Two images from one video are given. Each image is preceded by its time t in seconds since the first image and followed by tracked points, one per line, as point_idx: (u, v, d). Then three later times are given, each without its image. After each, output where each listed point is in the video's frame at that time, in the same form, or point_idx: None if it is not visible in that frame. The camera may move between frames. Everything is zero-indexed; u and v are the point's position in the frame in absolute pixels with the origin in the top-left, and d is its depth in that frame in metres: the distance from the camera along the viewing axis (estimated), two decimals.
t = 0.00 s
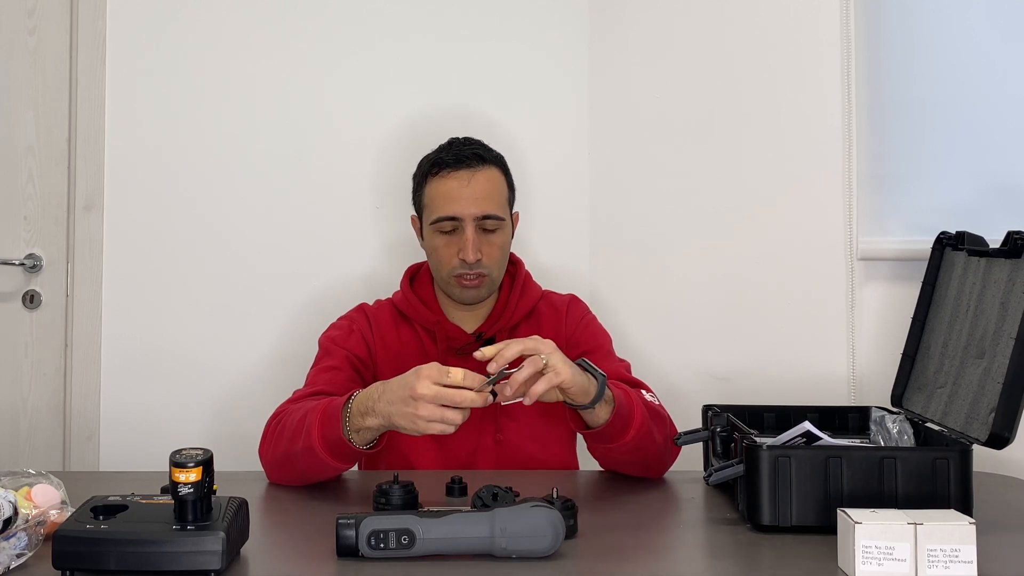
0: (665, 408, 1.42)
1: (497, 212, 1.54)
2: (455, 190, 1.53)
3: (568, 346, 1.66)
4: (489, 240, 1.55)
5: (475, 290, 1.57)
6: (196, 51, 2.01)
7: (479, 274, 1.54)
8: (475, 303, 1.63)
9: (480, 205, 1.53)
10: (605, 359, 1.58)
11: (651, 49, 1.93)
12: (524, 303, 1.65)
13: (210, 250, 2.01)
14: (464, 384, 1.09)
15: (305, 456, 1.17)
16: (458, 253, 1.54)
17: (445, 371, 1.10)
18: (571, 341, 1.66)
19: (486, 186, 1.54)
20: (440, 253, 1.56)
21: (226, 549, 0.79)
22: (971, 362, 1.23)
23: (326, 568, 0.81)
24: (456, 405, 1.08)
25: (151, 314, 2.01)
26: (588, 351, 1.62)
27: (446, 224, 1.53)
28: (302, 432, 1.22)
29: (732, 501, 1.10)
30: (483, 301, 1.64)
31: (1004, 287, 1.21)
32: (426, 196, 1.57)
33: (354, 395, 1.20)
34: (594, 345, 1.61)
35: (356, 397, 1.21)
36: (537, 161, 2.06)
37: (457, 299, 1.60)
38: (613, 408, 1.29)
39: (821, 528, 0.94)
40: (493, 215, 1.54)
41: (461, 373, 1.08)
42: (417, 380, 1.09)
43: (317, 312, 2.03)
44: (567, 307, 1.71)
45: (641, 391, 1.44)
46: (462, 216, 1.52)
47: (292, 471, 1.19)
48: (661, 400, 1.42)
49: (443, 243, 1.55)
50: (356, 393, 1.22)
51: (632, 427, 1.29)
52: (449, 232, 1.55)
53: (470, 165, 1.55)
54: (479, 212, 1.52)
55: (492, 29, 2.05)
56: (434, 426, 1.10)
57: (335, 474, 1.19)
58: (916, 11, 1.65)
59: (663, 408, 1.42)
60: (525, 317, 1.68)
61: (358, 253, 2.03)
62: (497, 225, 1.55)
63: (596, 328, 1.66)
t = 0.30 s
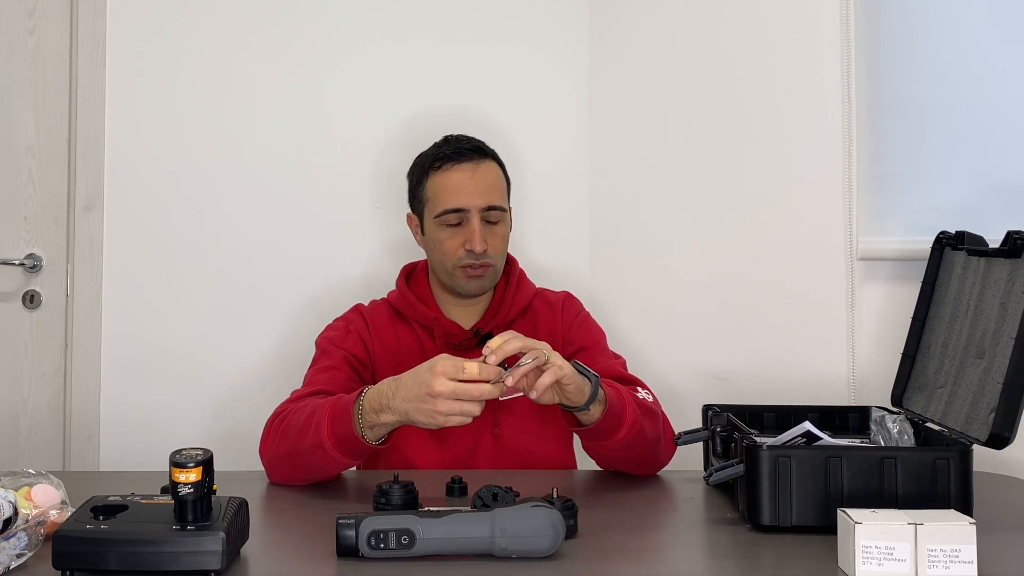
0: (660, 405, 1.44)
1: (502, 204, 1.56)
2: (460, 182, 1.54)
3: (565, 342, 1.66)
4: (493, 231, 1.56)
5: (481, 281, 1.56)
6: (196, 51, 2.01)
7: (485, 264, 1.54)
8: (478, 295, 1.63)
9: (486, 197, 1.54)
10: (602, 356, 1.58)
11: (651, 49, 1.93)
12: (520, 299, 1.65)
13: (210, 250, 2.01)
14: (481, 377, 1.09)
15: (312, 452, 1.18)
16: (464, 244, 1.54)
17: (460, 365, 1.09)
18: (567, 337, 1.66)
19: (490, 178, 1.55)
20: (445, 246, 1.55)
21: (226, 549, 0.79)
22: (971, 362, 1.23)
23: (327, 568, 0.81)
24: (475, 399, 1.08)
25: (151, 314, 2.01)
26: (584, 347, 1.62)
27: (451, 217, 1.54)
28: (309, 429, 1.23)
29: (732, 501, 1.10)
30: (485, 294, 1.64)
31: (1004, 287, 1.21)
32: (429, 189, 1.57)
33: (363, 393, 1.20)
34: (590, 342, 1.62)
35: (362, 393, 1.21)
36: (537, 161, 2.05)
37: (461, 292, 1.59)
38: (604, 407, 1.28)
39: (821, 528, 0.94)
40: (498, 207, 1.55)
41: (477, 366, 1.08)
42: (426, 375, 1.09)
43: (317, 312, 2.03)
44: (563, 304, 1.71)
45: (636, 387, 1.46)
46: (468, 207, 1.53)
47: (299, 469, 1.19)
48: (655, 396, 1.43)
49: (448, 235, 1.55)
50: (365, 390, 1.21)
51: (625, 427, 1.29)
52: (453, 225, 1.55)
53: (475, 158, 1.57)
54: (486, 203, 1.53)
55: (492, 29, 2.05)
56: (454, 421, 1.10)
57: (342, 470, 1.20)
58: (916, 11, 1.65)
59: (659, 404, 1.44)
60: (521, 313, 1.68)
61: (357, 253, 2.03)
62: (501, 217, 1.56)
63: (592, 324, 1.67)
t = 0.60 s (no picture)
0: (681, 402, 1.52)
1: (528, 201, 1.59)
2: (495, 172, 1.55)
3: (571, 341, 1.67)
4: (518, 227, 1.58)
5: (501, 276, 1.57)
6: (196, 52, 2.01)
7: (510, 258, 1.55)
8: (489, 292, 1.62)
9: (517, 191, 1.56)
10: (614, 359, 1.61)
11: (651, 49, 1.93)
12: (526, 294, 1.66)
13: (210, 250, 2.01)
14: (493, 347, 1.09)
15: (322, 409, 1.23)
16: (492, 236, 1.54)
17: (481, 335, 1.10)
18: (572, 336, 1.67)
19: (521, 174, 1.58)
20: (472, 235, 1.55)
21: (226, 549, 0.79)
22: (971, 362, 1.23)
23: (326, 568, 0.81)
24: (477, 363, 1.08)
25: (151, 314, 2.01)
26: (595, 350, 1.64)
27: (481, 207, 1.54)
28: (319, 388, 1.27)
29: (732, 501, 1.10)
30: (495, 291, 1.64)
31: (1004, 287, 1.21)
32: (460, 178, 1.57)
33: (384, 356, 1.21)
34: (602, 345, 1.64)
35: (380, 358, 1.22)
36: (536, 161, 2.05)
37: (477, 286, 1.58)
38: (614, 417, 1.33)
39: (821, 528, 0.94)
40: (526, 203, 1.58)
41: (494, 333, 1.09)
42: (461, 355, 1.08)
43: (317, 312, 2.03)
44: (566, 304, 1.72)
45: (657, 389, 1.53)
46: (500, 199, 1.54)
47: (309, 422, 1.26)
48: (676, 396, 1.50)
49: (475, 226, 1.55)
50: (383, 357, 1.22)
51: (640, 430, 1.35)
52: (481, 216, 1.55)
53: (508, 152, 1.59)
54: (517, 197, 1.56)
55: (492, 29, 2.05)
56: (454, 388, 1.09)
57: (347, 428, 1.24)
58: (915, 11, 1.65)
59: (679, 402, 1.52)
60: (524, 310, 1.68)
61: (357, 253, 2.03)
62: (525, 214, 1.60)
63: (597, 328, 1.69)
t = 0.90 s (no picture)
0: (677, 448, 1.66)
1: (565, 209, 1.61)
2: (538, 178, 1.56)
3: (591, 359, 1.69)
4: (554, 234, 1.60)
5: (533, 281, 1.58)
6: (196, 52, 2.01)
7: (543, 264, 1.57)
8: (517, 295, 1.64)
9: (557, 199, 1.58)
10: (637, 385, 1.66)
11: (650, 50, 1.94)
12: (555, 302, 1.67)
13: (210, 250, 2.01)
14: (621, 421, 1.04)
15: (421, 384, 1.11)
16: (528, 241, 1.55)
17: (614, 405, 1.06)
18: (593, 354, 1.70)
19: (562, 183, 1.60)
20: (508, 239, 1.56)
21: (226, 549, 0.79)
22: (971, 362, 1.23)
23: (326, 568, 0.81)
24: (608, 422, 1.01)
25: (152, 314, 2.01)
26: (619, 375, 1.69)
27: (520, 211, 1.55)
28: (422, 366, 1.14)
29: (732, 501, 1.10)
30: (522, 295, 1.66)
31: (1004, 287, 1.21)
32: (501, 181, 1.57)
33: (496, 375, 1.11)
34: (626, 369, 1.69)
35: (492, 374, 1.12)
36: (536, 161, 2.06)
37: (507, 289, 1.59)
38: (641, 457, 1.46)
39: (821, 528, 0.94)
40: (563, 212, 1.60)
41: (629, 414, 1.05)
42: (591, 407, 1.02)
43: (317, 312, 2.03)
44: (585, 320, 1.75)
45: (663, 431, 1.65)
46: (541, 206, 1.55)
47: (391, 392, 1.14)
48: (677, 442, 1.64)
49: (513, 229, 1.56)
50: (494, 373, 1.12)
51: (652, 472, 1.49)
52: (519, 220, 1.56)
53: (550, 159, 1.60)
54: (557, 205, 1.58)
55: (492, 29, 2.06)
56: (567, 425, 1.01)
57: (415, 415, 1.11)
58: (916, 11, 1.65)
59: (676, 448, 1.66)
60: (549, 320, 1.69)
61: (357, 254, 2.03)
62: (561, 222, 1.61)
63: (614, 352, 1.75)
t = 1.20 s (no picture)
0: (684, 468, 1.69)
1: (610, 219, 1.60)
2: (586, 186, 1.55)
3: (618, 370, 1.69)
4: (596, 242, 1.59)
5: (571, 288, 1.58)
6: (196, 52, 2.01)
7: (584, 272, 1.57)
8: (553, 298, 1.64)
9: (603, 208, 1.57)
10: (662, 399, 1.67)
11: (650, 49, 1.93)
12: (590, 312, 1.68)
13: (209, 250, 2.01)
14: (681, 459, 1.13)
15: (487, 397, 1.09)
16: (571, 247, 1.55)
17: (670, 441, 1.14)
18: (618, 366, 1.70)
19: (610, 192, 1.59)
20: (552, 243, 1.55)
21: (226, 549, 0.79)
22: (971, 362, 1.23)
23: (326, 568, 0.81)
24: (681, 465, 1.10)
25: (152, 314, 2.01)
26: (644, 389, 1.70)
27: (566, 217, 1.55)
28: (499, 381, 1.12)
29: (731, 501, 1.10)
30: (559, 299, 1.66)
31: (1004, 286, 1.21)
32: (549, 184, 1.56)
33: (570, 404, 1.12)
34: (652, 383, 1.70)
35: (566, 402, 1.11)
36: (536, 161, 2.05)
37: (545, 292, 1.59)
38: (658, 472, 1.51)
39: (821, 528, 0.93)
40: (607, 221, 1.59)
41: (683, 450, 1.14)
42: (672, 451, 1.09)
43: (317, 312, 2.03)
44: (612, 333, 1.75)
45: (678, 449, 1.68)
46: (588, 213, 1.55)
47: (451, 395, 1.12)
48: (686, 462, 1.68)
49: (557, 234, 1.55)
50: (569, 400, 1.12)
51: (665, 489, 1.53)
52: (565, 225, 1.55)
53: (602, 168, 1.59)
54: (603, 214, 1.57)
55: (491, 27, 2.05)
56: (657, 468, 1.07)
57: (479, 429, 1.09)
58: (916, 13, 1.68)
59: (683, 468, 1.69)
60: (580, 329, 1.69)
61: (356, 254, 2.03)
62: (604, 231, 1.61)
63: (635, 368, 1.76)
